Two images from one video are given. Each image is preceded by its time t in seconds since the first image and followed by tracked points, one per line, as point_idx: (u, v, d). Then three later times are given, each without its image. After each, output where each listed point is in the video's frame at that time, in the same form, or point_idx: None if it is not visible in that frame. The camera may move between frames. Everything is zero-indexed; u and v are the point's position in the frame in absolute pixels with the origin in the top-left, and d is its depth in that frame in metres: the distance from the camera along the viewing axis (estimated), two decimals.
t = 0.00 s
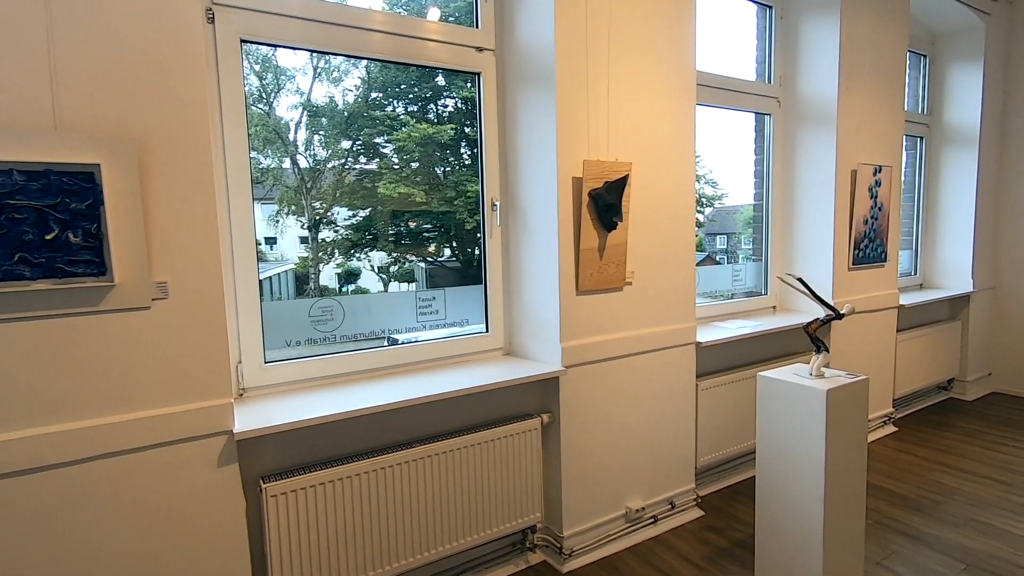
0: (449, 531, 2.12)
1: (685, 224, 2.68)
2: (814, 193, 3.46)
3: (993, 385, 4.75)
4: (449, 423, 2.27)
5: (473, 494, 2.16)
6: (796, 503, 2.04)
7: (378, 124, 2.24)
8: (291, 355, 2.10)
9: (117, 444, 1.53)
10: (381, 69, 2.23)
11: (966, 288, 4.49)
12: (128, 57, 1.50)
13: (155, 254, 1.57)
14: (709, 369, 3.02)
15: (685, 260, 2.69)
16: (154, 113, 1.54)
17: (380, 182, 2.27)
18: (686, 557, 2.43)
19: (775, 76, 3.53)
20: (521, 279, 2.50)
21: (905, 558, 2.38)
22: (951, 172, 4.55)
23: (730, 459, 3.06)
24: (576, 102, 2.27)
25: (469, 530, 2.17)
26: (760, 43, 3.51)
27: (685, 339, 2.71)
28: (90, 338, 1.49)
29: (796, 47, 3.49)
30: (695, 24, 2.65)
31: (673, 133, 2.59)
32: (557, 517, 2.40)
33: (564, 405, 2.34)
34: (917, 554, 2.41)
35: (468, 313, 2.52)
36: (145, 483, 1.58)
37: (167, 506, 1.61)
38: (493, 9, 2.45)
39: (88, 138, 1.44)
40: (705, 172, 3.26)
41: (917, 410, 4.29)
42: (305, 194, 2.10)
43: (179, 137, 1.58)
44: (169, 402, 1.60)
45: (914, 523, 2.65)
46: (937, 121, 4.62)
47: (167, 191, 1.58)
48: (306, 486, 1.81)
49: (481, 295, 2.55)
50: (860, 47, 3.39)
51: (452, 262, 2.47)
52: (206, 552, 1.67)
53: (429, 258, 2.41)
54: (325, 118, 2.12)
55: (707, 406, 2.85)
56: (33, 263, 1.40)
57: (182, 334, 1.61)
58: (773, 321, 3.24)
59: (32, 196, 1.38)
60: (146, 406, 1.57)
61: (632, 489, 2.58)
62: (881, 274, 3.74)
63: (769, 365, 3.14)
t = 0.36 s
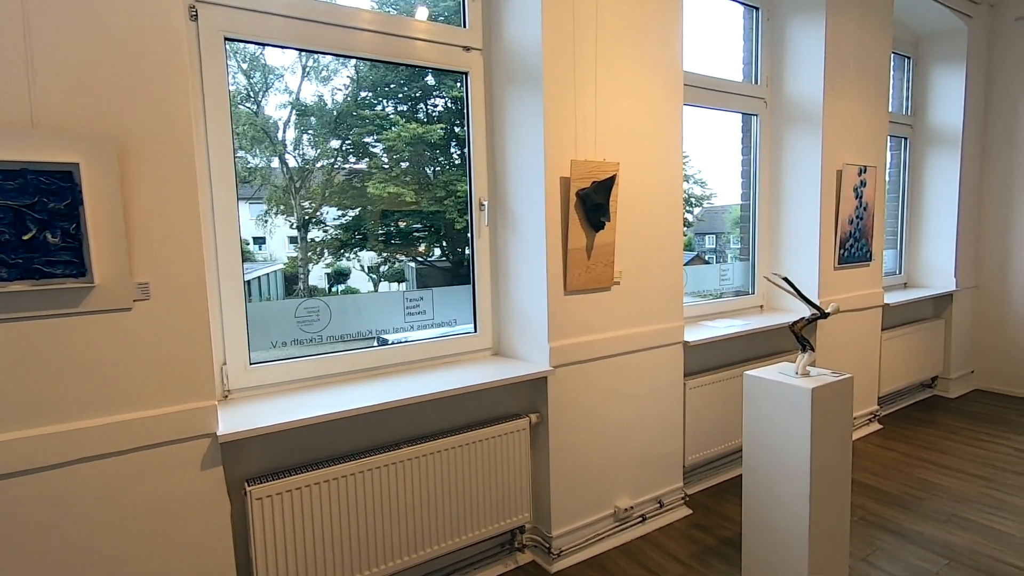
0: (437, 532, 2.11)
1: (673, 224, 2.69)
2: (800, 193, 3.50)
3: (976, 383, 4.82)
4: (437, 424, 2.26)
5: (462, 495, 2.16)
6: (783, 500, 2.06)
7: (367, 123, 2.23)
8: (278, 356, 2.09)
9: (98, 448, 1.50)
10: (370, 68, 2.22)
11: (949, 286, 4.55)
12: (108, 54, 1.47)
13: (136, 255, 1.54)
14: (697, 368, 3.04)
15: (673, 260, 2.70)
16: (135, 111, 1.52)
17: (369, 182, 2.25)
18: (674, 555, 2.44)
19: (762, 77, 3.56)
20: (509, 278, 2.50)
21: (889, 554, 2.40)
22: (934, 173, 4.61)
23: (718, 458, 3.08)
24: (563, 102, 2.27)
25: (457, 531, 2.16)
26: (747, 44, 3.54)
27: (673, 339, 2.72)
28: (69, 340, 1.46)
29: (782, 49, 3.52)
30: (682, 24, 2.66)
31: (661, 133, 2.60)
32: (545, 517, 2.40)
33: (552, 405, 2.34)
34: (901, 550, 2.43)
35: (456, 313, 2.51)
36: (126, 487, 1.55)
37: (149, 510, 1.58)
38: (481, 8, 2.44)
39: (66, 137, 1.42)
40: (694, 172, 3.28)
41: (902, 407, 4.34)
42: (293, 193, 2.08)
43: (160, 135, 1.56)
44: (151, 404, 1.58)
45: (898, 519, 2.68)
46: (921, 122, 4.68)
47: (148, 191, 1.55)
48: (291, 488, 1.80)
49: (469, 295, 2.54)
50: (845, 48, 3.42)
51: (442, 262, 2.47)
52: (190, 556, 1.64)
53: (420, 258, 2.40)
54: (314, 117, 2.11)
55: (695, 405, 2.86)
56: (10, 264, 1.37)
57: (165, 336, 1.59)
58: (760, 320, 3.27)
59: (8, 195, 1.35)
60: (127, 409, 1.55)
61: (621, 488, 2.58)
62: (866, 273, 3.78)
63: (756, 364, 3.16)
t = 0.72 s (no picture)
0: (425, 534, 2.10)
1: (660, 224, 2.69)
2: (786, 193, 3.52)
3: (960, 381, 4.88)
4: (424, 424, 2.24)
5: (449, 496, 2.15)
6: (769, 499, 2.07)
7: (357, 123, 2.22)
8: (264, 357, 2.07)
9: (76, 452, 1.47)
10: (360, 67, 2.21)
11: (935, 286, 4.60)
12: (85, 50, 1.45)
13: (115, 255, 1.52)
14: (685, 368, 3.05)
15: (660, 259, 2.71)
16: (113, 108, 1.49)
17: (360, 181, 2.24)
18: (662, 555, 2.44)
19: (749, 78, 3.57)
20: (497, 278, 2.49)
21: (875, 552, 2.42)
22: (920, 173, 4.65)
23: (706, 457, 3.09)
24: (550, 101, 2.26)
25: (445, 532, 2.15)
26: (734, 44, 3.55)
27: (661, 338, 2.72)
28: (46, 342, 1.43)
29: (770, 49, 3.54)
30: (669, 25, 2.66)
31: (648, 133, 2.60)
32: (533, 517, 2.40)
33: (540, 405, 2.33)
34: (887, 548, 2.45)
35: (445, 313, 2.50)
36: (106, 491, 1.52)
37: (130, 514, 1.56)
38: (468, 6, 2.42)
39: (43, 135, 1.39)
40: (684, 172, 3.29)
41: (888, 405, 4.38)
42: (283, 193, 2.07)
43: (138, 132, 1.53)
44: (131, 407, 1.56)
45: (884, 517, 2.70)
46: (906, 122, 4.72)
47: (127, 189, 1.53)
48: (275, 491, 1.78)
49: (456, 295, 2.53)
50: (831, 49, 3.45)
51: (433, 262, 2.46)
52: (172, 560, 1.62)
53: (411, 258, 2.39)
54: (304, 116, 2.09)
55: (683, 404, 2.87)
56: None
57: (144, 338, 1.57)
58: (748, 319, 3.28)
59: None
60: (106, 411, 1.52)
61: (609, 488, 2.59)
62: (853, 273, 3.81)
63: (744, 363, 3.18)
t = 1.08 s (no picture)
0: (411, 535, 2.09)
1: (648, 223, 2.69)
2: (774, 193, 3.53)
3: (947, 379, 4.92)
4: (410, 425, 2.23)
5: (436, 497, 2.13)
6: (755, 498, 2.07)
7: (348, 121, 2.22)
8: (247, 357, 2.04)
9: (51, 454, 1.45)
10: (351, 66, 2.21)
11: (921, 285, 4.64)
12: (60, 44, 1.42)
13: (91, 253, 1.49)
14: (672, 367, 3.05)
15: (648, 258, 2.71)
16: (89, 104, 1.47)
17: (351, 180, 2.24)
18: (649, 554, 2.44)
19: (738, 77, 3.58)
20: (484, 277, 2.48)
21: (860, 550, 2.43)
22: (906, 173, 4.69)
23: (694, 456, 3.09)
24: (536, 99, 2.25)
25: (431, 532, 2.14)
26: (723, 44, 3.56)
27: (648, 338, 2.72)
28: (19, 342, 1.41)
29: (758, 49, 3.55)
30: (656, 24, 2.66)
31: (636, 133, 2.60)
32: (521, 517, 2.39)
33: (526, 405, 2.32)
34: (872, 545, 2.47)
35: (432, 312, 2.49)
36: (82, 494, 1.50)
37: (107, 517, 1.53)
38: (454, 4, 2.41)
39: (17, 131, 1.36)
40: (677, 172, 3.30)
41: (875, 404, 4.41)
42: (274, 192, 2.06)
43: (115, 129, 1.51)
44: (108, 408, 1.53)
45: (870, 515, 2.72)
46: (893, 123, 4.76)
47: (104, 187, 1.50)
48: (258, 492, 1.76)
49: (443, 294, 2.51)
50: (818, 50, 3.46)
51: (426, 262, 2.47)
52: (151, 564, 1.60)
53: (403, 258, 2.40)
54: (295, 114, 2.09)
55: (670, 403, 2.87)
56: None
57: (122, 337, 1.54)
58: (735, 318, 3.28)
59: None
60: (82, 413, 1.50)
61: (597, 487, 2.58)
62: (840, 272, 3.83)
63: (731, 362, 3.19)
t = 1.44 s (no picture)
0: (396, 535, 2.07)
1: (636, 222, 2.69)
2: (763, 192, 3.54)
3: (935, 378, 4.96)
4: (396, 424, 2.21)
5: (422, 497, 2.11)
6: (742, 497, 2.06)
7: (340, 120, 2.21)
8: (229, 356, 2.02)
9: (23, 456, 1.42)
10: (343, 64, 2.20)
11: (909, 284, 4.67)
12: (34, 37, 1.39)
13: (66, 251, 1.46)
14: (661, 366, 3.04)
15: (636, 257, 2.70)
16: (64, 98, 1.44)
17: (343, 180, 2.24)
18: (637, 554, 2.43)
19: (727, 77, 3.59)
20: (471, 276, 2.46)
21: (848, 549, 2.43)
22: (895, 173, 4.71)
23: (683, 455, 3.09)
24: (523, 97, 2.24)
25: (417, 533, 2.12)
26: (712, 43, 3.56)
27: (637, 337, 2.72)
28: None
29: (747, 48, 3.56)
30: (645, 22, 2.66)
31: (624, 131, 2.60)
32: (508, 517, 2.37)
33: (513, 404, 2.31)
34: (859, 544, 2.47)
35: (419, 311, 2.47)
36: (57, 496, 1.47)
37: (83, 520, 1.50)
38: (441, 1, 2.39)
39: None
40: (669, 173, 3.34)
41: (864, 403, 4.43)
42: (265, 191, 2.06)
43: (90, 124, 1.48)
44: (84, 408, 1.50)
45: (857, 513, 2.73)
46: (882, 123, 4.78)
47: (79, 183, 1.47)
48: (239, 494, 1.73)
49: (429, 293, 2.49)
50: (807, 49, 3.47)
51: (419, 262, 2.46)
52: (129, 567, 1.57)
53: (396, 258, 2.39)
54: (287, 113, 2.08)
55: (659, 403, 2.86)
56: None
57: (98, 336, 1.51)
58: (723, 317, 3.28)
59: None
60: (57, 413, 1.47)
61: (585, 487, 2.57)
62: (829, 271, 3.84)
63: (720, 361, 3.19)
